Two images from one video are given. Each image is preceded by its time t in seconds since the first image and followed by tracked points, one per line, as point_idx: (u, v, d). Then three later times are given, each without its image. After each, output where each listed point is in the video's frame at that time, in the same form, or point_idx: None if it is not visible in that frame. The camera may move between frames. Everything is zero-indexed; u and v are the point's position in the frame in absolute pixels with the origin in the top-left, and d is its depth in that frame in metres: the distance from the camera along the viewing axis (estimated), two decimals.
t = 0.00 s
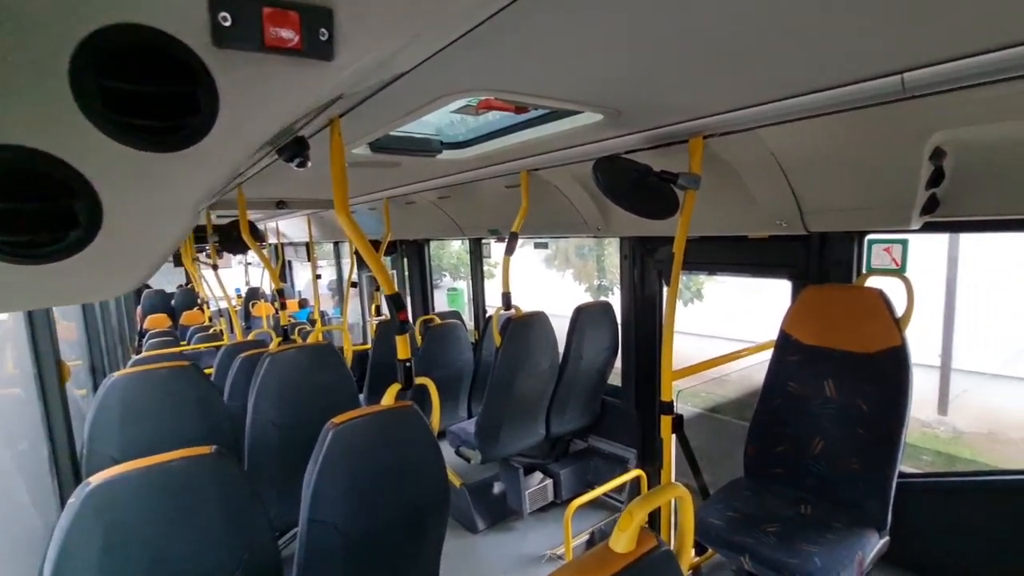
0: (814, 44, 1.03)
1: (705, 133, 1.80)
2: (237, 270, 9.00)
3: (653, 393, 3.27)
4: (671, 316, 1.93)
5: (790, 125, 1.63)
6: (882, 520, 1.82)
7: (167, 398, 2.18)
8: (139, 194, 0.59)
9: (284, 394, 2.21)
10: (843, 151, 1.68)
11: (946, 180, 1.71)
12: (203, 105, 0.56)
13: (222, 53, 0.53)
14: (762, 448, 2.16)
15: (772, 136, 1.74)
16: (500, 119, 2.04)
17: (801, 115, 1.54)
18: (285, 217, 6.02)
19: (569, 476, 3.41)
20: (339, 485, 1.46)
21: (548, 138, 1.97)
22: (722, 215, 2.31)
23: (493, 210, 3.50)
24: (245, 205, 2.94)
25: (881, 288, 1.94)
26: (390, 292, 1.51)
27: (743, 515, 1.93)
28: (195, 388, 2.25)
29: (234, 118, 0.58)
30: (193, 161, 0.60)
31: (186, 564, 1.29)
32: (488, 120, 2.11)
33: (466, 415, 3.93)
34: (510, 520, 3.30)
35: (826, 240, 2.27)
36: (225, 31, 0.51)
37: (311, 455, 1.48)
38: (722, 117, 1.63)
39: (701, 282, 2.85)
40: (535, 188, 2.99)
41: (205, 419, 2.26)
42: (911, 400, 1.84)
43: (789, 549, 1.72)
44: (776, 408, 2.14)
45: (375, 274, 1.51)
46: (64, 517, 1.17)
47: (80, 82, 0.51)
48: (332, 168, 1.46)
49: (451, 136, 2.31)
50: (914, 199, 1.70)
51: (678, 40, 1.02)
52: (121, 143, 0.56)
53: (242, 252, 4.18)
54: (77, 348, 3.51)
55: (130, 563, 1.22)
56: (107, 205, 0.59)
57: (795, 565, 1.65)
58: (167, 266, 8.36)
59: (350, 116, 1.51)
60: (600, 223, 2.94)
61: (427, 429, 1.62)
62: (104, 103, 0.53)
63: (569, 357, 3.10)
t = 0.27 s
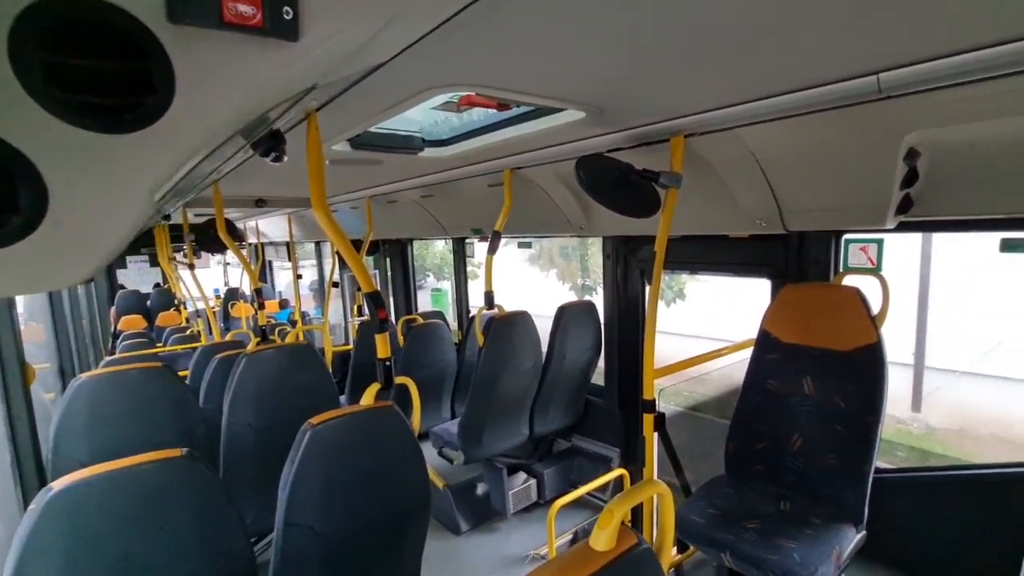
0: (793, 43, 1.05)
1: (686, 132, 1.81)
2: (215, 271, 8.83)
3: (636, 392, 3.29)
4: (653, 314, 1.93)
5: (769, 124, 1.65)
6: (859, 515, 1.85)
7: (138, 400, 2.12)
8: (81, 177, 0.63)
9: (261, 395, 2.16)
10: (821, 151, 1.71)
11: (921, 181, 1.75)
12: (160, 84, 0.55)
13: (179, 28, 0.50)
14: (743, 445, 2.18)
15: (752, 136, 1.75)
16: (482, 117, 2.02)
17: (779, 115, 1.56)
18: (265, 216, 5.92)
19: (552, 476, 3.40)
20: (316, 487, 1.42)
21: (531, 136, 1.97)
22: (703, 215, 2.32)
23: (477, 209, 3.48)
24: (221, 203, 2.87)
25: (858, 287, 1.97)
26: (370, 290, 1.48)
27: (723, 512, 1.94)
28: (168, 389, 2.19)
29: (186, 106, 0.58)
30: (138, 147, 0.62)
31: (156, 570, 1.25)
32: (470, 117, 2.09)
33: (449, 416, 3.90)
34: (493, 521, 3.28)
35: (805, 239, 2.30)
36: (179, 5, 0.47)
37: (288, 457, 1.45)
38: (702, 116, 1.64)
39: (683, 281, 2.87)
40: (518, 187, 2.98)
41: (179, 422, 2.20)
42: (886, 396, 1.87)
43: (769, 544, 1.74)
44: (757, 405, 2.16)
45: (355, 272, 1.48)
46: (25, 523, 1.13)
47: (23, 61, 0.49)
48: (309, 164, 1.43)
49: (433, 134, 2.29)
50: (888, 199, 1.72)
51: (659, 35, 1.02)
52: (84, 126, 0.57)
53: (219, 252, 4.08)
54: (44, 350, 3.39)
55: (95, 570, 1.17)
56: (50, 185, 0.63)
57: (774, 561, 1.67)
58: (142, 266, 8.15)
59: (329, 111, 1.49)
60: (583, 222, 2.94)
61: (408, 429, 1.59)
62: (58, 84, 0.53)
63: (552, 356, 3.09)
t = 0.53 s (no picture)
0: (783, 38, 1.05)
1: (676, 129, 1.81)
2: (203, 271, 8.72)
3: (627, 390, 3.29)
4: (644, 312, 1.93)
5: (758, 121, 1.65)
6: (848, 510, 1.86)
7: (120, 400, 2.07)
8: (43, 162, 0.62)
9: (248, 395, 2.13)
10: (809, 148, 1.71)
11: (908, 178, 1.76)
12: (125, 62, 0.53)
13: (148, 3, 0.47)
14: (733, 442, 2.19)
15: (741, 133, 1.76)
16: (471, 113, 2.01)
17: (768, 112, 1.56)
18: (254, 215, 5.85)
19: (543, 475, 3.39)
20: (302, 486, 1.40)
21: (521, 132, 1.95)
22: (693, 212, 2.33)
23: (467, 208, 3.47)
24: (207, 201, 2.83)
25: (846, 284, 1.98)
26: (357, 286, 1.46)
27: (714, 509, 1.94)
28: (151, 389, 2.15)
29: (154, 92, 0.59)
30: (105, 129, 0.62)
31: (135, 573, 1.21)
32: (460, 114, 2.08)
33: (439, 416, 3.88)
34: (484, 521, 3.26)
35: (794, 237, 2.31)
36: None
37: (274, 456, 1.42)
38: (692, 113, 1.64)
39: (673, 280, 2.87)
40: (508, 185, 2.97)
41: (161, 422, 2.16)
42: (874, 392, 1.88)
43: (760, 540, 1.74)
44: (746, 402, 2.17)
45: (342, 267, 1.46)
46: None
47: None
48: (295, 158, 1.41)
49: (422, 130, 2.27)
50: (875, 196, 1.73)
51: (651, 28, 1.01)
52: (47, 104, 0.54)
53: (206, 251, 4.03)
54: (24, 351, 3.31)
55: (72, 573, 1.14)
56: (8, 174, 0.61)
57: (764, 557, 1.67)
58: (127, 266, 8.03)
59: (316, 105, 1.47)
60: (574, 221, 2.94)
61: (396, 427, 1.57)
62: (12, 56, 0.50)
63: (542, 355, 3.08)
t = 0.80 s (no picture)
0: (775, 32, 1.04)
1: (667, 126, 1.80)
2: (190, 270, 8.61)
3: (618, 389, 3.29)
4: (635, 309, 1.92)
5: (749, 117, 1.65)
6: (838, 506, 1.87)
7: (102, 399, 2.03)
8: None
9: (234, 393, 2.09)
10: (799, 145, 1.72)
11: (896, 175, 1.77)
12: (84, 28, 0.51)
13: None
14: (723, 439, 2.19)
15: (732, 130, 1.76)
16: (462, 109, 1.99)
17: (759, 108, 1.56)
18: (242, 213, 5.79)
19: (534, 474, 3.38)
20: (289, 484, 1.37)
21: (512, 128, 1.94)
22: (683, 210, 2.33)
23: (458, 205, 3.45)
24: (192, 197, 2.78)
25: (835, 281, 1.99)
26: (345, 282, 1.44)
27: (705, 506, 1.94)
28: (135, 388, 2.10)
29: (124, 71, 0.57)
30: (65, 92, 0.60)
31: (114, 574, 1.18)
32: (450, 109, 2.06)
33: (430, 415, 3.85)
34: (475, 520, 3.24)
35: (783, 235, 2.32)
36: None
37: (259, 454, 1.39)
38: (683, 109, 1.64)
39: (664, 279, 2.87)
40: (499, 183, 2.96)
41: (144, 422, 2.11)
42: (863, 388, 1.89)
43: (750, 537, 1.74)
44: (737, 399, 2.17)
45: (329, 262, 1.43)
46: None
47: None
48: (282, 151, 1.38)
49: (412, 126, 2.24)
50: (864, 193, 1.73)
51: (642, 21, 1.00)
52: None
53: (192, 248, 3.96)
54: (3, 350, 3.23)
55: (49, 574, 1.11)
56: None
57: (754, 553, 1.67)
58: (112, 264, 7.91)
59: (303, 98, 1.44)
60: (565, 218, 2.93)
61: (384, 425, 1.55)
62: None
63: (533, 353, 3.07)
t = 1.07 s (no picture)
0: (768, 24, 1.04)
1: (659, 121, 1.80)
2: (178, 268, 8.50)
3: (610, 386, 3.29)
4: (627, 304, 1.91)
5: (741, 113, 1.65)
6: (829, 501, 1.87)
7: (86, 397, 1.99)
8: None
9: (222, 391, 2.06)
10: (791, 141, 1.72)
11: (886, 171, 1.78)
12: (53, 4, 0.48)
13: None
14: (715, 435, 2.19)
15: (724, 126, 1.76)
16: (454, 103, 1.97)
17: (751, 103, 1.56)
18: (231, 210, 5.72)
19: (526, 472, 3.37)
20: (277, 481, 1.35)
21: (504, 123, 1.92)
22: (676, 206, 2.33)
23: (450, 202, 3.43)
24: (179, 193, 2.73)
25: (826, 277, 1.99)
26: (335, 276, 1.42)
27: (697, 501, 1.94)
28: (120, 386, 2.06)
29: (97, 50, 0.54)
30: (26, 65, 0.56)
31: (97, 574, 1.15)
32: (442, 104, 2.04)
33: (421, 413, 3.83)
34: (467, 519, 3.23)
35: (775, 232, 2.33)
36: None
37: (247, 451, 1.37)
38: (676, 104, 1.63)
39: (656, 277, 2.87)
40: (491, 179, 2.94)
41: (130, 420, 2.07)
42: (853, 383, 1.90)
43: (742, 532, 1.74)
44: (728, 395, 2.17)
45: (318, 256, 1.41)
46: None
47: None
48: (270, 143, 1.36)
49: (403, 121, 2.22)
50: (854, 189, 1.74)
51: (635, 12, 0.99)
52: None
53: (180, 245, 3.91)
54: None
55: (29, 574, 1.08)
56: None
57: (746, 548, 1.67)
58: (98, 263, 7.79)
59: (291, 90, 1.42)
60: (557, 215, 2.92)
61: (374, 422, 1.53)
62: None
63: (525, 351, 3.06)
